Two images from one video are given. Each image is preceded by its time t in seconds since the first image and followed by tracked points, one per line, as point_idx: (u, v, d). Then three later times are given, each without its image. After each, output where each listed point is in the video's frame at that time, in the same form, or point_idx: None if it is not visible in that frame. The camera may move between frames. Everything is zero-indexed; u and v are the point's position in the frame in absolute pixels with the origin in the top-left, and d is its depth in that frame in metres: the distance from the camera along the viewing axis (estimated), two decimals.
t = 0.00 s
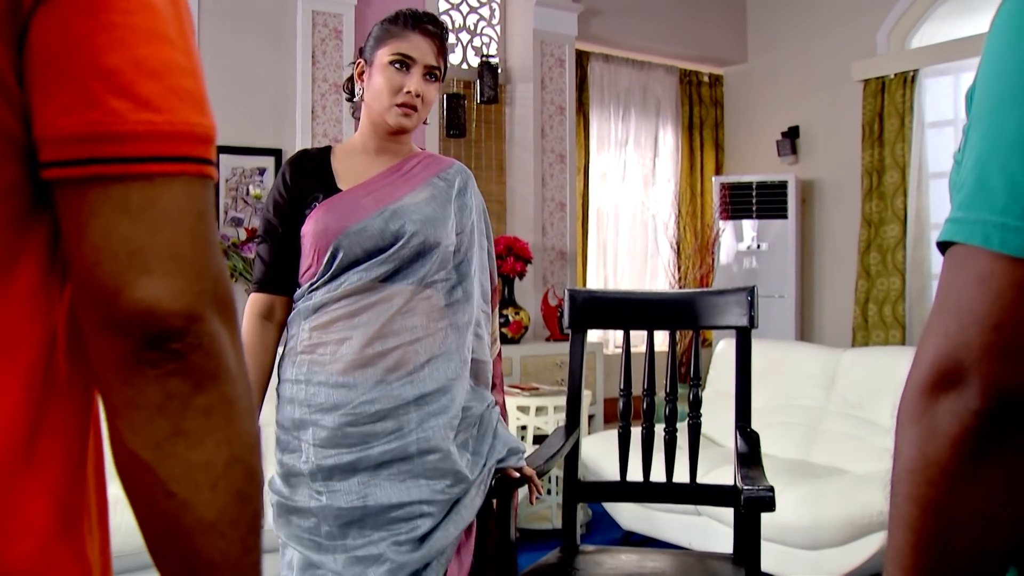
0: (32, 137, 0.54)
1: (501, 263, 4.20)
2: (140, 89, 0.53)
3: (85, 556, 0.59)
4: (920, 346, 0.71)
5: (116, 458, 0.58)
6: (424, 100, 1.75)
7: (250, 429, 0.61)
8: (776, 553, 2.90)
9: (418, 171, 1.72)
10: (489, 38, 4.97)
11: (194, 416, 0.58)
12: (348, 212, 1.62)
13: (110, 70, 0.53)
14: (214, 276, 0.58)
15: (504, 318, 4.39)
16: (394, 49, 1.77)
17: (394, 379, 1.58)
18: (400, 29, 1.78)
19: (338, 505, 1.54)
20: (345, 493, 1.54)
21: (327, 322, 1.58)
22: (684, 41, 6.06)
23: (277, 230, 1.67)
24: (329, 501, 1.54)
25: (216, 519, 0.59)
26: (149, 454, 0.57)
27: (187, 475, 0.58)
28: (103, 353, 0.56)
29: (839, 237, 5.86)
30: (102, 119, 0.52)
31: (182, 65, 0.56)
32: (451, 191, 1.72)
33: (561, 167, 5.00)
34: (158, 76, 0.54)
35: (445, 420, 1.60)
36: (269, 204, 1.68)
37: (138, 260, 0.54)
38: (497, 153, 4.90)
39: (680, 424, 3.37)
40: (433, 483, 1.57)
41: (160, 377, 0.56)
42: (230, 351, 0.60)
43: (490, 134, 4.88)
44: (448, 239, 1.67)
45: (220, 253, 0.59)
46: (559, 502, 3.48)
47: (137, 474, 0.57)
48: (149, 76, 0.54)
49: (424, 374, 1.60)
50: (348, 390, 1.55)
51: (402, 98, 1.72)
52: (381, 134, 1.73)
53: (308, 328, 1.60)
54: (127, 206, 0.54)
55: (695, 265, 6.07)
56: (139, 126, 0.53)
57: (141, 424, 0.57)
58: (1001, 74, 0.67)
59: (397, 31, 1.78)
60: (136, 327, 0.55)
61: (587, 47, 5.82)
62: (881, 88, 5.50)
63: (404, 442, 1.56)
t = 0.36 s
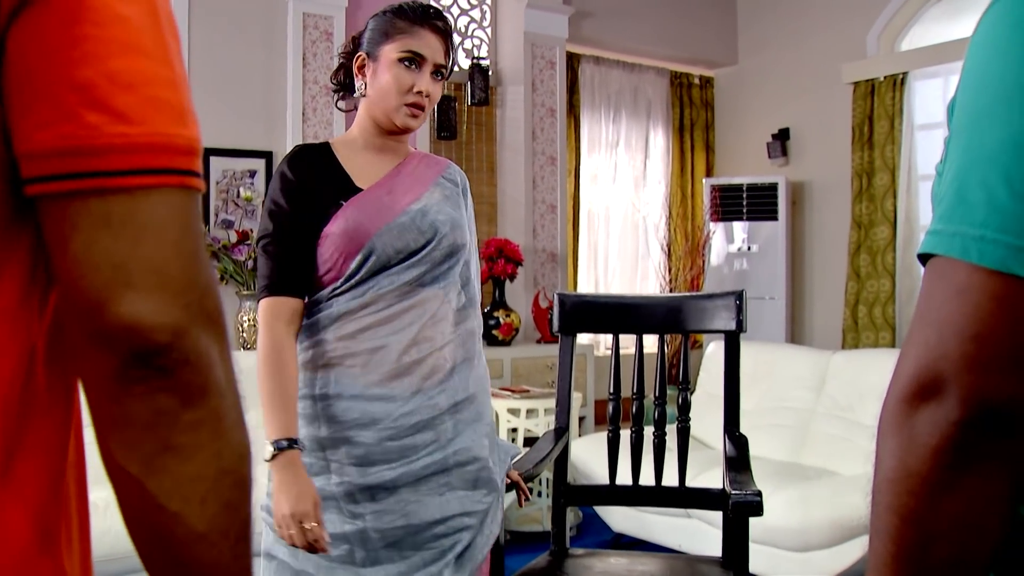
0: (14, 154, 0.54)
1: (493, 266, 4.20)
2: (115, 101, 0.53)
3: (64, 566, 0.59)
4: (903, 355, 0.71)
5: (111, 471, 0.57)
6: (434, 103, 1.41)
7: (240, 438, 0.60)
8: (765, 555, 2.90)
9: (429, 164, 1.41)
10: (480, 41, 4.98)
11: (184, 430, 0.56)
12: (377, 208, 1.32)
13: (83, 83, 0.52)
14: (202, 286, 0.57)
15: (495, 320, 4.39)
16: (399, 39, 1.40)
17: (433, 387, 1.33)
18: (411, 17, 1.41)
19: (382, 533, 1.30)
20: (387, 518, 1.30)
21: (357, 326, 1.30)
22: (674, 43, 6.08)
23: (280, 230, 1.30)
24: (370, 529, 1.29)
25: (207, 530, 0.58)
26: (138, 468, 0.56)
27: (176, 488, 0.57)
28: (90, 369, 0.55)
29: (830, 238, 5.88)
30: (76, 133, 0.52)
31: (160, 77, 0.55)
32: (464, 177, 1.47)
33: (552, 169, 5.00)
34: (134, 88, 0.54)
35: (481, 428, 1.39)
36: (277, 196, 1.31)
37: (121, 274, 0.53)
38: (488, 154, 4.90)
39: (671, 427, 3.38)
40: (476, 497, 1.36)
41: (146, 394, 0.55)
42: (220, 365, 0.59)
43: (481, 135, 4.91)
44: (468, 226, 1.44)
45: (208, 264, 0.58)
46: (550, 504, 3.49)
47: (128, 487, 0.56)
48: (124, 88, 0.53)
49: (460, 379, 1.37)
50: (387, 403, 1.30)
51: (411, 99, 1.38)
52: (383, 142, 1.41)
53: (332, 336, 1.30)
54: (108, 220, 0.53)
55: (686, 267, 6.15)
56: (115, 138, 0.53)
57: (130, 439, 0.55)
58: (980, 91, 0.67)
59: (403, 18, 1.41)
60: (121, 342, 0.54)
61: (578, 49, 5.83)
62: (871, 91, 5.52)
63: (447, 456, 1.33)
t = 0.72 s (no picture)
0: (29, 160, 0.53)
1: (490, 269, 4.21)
2: (126, 99, 0.52)
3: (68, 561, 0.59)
4: (891, 360, 0.73)
5: (124, 463, 0.57)
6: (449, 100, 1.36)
7: (250, 428, 0.60)
8: (761, 557, 2.91)
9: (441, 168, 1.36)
10: (477, 44, 4.99)
11: (201, 423, 0.56)
12: (423, 208, 1.27)
13: (94, 83, 0.51)
14: (217, 279, 0.57)
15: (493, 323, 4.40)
16: (404, 40, 1.33)
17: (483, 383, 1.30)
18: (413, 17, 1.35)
19: (455, 529, 1.25)
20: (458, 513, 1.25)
21: (414, 323, 1.25)
22: (672, 46, 6.09)
23: (320, 237, 1.21)
24: (445, 526, 1.24)
25: (219, 518, 0.57)
26: (156, 459, 0.56)
27: (193, 478, 0.56)
28: (106, 364, 0.54)
29: (826, 242, 5.89)
30: (91, 132, 0.51)
31: (168, 74, 0.54)
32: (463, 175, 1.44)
33: (549, 172, 5.02)
34: (144, 86, 0.52)
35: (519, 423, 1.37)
36: (309, 203, 1.23)
37: (142, 268, 0.53)
38: (485, 158, 4.91)
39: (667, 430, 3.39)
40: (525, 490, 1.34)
41: (168, 386, 0.55)
42: (233, 355, 0.58)
43: (478, 139, 4.89)
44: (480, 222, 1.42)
45: (219, 261, 0.58)
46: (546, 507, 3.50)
47: (144, 479, 0.56)
48: (135, 86, 0.52)
49: (501, 375, 1.34)
50: (446, 400, 1.26)
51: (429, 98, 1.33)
52: (404, 150, 1.34)
53: (384, 337, 1.24)
54: (124, 212, 0.52)
55: (683, 270, 6.04)
56: (130, 135, 0.52)
57: (148, 432, 0.55)
58: (964, 103, 0.68)
59: (403, 18, 1.34)
60: (142, 335, 0.53)
61: (576, 52, 5.85)
62: (868, 94, 5.53)
63: (501, 450, 1.31)
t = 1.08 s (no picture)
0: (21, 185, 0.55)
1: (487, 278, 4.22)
2: (123, 126, 0.53)
3: None
4: (873, 375, 0.74)
5: (96, 487, 0.56)
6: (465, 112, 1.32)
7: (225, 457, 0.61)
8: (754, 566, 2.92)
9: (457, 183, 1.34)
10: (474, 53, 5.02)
11: (185, 445, 0.57)
12: (457, 220, 1.26)
13: (91, 110, 0.53)
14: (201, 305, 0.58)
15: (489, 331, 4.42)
16: (412, 59, 1.30)
17: (511, 392, 1.30)
18: (414, 36, 1.31)
19: (501, 535, 1.24)
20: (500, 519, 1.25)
21: (451, 333, 1.23)
22: (667, 55, 6.12)
23: (360, 252, 1.17)
24: (491, 532, 1.23)
25: (195, 544, 0.58)
26: (141, 481, 0.56)
27: (176, 501, 0.57)
28: (90, 385, 0.55)
29: (821, 250, 5.92)
30: (87, 157, 0.53)
31: (164, 103, 0.56)
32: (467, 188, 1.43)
33: (545, 182, 5.04)
34: (141, 114, 0.54)
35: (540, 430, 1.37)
36: (347, 214, 1.19)
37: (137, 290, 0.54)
38: (482, 167, 4.90)
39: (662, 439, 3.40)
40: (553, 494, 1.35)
41: (157, 408, 0.56)
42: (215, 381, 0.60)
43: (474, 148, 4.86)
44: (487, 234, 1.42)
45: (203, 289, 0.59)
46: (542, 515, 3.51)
47: (123, 504, 0.56)
48: (133, 114, 0.54)
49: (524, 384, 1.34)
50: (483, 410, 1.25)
51: (443, 114, 1.29)
52: (425, 170, 1.31)
53: (422, 348, 1.22)
54: (121, 234, 0.54)
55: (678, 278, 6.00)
56: (124, 161, 0.53)
57: (133, 451, 0.56)
58: (947, 123, 0.69)
59: (408, 34, 1.31)
60: (135, 356, 0.55)
61: (571, 62, 5.88)
62: (862, 104, 5.57)
63: (531, 456, 1.31)
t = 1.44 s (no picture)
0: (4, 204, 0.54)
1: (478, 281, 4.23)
2: (101, 154, 0.52)
3: None
4: (854, 384, 0.75)
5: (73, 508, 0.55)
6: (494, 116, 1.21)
7: (208, 473, 0.58)
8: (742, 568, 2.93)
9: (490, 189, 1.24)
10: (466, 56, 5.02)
11: (159, 468, 0.55)
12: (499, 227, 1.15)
13: (69, 137, 0.51)
14: (178, 327, 0.56)
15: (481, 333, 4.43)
16: (434, 60, 1.20)
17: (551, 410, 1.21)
18: (433, 38, 1.21)
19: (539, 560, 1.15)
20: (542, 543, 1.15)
21: (499, 346, 1.13)
22: (658, 58, 6.15)
23: (401, 262, 1.07)
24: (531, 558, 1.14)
25: (172, 563, 0.56)
26: (113, 503, 0.54)
27: (149, 522, 0.55)
28: (66, 409, 0.54)
29: (811, 253, 5.95)
30: (63, 184, 0.51)
31: (144, 131, 0.54)
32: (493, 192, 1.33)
33: (536, 185, 5.05)
34: (120, 142, 0.53)
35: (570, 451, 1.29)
36: (387, 224, 1.09)
37: (108, 315, 0.53)
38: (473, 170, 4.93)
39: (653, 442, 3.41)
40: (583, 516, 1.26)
41: (129, 432, 0.54)
42: (194, 404, 0.57)
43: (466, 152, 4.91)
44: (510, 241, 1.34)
45: (183, 312, 0.57)
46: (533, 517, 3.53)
47: (99, 522, 0.55)
48: (111, 142, 0.52)
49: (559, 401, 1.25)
50: (526, 428, 1.16)
51: (471, 117, 1.18)
52: (458, 178, 1.20)
53: (470, 361, 1.12)
54: (93, 261, 0.52)
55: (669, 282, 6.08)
56: (100, 190, 0.52)
57: (105, 474, 0.54)
58: (925, 139, 0.71)
59: (429, 34, 1.21)
60: (105, 383, 0.53)
61: (563, 64, 5.89)
62: (852, 107, 5.60)
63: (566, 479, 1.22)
